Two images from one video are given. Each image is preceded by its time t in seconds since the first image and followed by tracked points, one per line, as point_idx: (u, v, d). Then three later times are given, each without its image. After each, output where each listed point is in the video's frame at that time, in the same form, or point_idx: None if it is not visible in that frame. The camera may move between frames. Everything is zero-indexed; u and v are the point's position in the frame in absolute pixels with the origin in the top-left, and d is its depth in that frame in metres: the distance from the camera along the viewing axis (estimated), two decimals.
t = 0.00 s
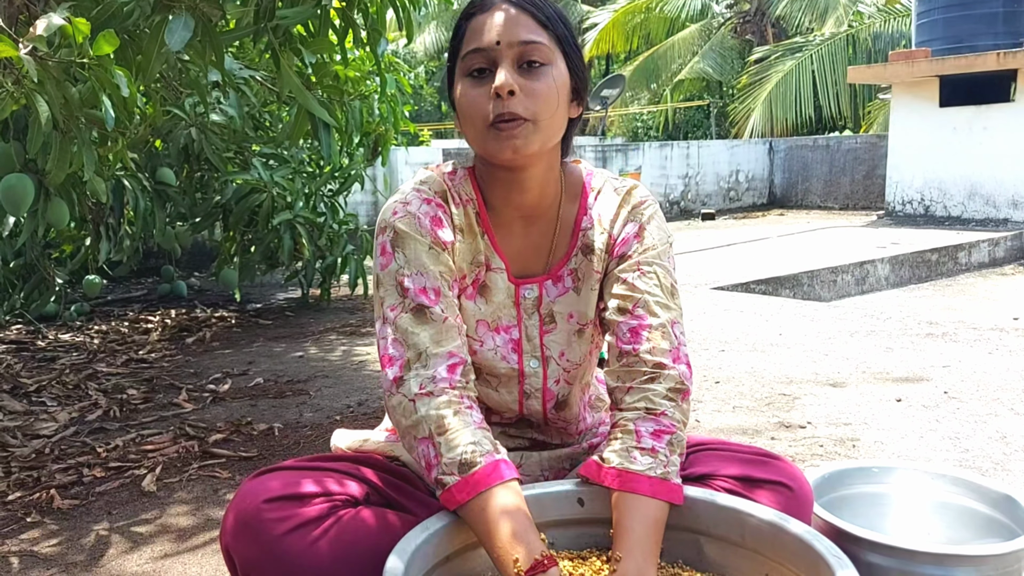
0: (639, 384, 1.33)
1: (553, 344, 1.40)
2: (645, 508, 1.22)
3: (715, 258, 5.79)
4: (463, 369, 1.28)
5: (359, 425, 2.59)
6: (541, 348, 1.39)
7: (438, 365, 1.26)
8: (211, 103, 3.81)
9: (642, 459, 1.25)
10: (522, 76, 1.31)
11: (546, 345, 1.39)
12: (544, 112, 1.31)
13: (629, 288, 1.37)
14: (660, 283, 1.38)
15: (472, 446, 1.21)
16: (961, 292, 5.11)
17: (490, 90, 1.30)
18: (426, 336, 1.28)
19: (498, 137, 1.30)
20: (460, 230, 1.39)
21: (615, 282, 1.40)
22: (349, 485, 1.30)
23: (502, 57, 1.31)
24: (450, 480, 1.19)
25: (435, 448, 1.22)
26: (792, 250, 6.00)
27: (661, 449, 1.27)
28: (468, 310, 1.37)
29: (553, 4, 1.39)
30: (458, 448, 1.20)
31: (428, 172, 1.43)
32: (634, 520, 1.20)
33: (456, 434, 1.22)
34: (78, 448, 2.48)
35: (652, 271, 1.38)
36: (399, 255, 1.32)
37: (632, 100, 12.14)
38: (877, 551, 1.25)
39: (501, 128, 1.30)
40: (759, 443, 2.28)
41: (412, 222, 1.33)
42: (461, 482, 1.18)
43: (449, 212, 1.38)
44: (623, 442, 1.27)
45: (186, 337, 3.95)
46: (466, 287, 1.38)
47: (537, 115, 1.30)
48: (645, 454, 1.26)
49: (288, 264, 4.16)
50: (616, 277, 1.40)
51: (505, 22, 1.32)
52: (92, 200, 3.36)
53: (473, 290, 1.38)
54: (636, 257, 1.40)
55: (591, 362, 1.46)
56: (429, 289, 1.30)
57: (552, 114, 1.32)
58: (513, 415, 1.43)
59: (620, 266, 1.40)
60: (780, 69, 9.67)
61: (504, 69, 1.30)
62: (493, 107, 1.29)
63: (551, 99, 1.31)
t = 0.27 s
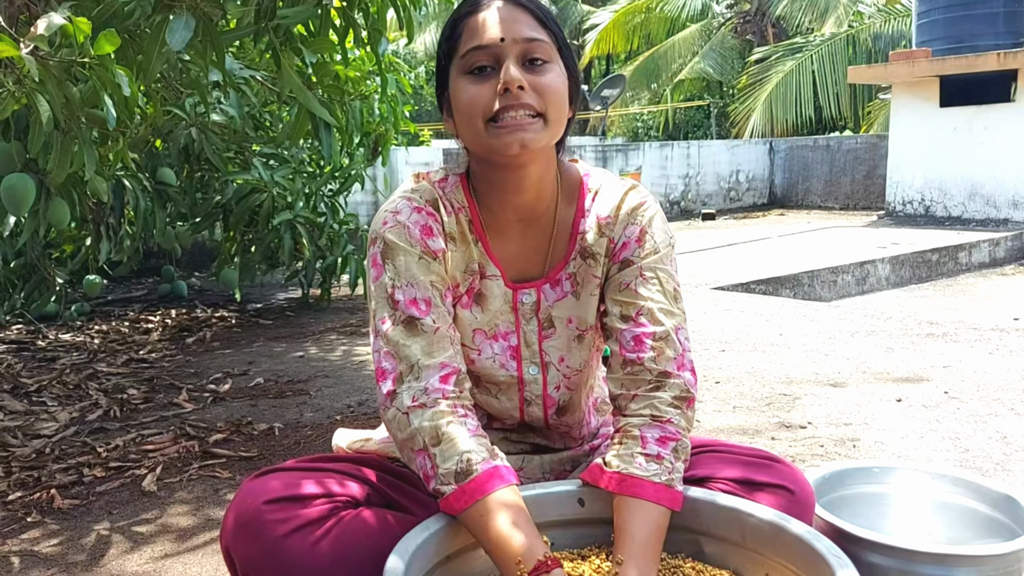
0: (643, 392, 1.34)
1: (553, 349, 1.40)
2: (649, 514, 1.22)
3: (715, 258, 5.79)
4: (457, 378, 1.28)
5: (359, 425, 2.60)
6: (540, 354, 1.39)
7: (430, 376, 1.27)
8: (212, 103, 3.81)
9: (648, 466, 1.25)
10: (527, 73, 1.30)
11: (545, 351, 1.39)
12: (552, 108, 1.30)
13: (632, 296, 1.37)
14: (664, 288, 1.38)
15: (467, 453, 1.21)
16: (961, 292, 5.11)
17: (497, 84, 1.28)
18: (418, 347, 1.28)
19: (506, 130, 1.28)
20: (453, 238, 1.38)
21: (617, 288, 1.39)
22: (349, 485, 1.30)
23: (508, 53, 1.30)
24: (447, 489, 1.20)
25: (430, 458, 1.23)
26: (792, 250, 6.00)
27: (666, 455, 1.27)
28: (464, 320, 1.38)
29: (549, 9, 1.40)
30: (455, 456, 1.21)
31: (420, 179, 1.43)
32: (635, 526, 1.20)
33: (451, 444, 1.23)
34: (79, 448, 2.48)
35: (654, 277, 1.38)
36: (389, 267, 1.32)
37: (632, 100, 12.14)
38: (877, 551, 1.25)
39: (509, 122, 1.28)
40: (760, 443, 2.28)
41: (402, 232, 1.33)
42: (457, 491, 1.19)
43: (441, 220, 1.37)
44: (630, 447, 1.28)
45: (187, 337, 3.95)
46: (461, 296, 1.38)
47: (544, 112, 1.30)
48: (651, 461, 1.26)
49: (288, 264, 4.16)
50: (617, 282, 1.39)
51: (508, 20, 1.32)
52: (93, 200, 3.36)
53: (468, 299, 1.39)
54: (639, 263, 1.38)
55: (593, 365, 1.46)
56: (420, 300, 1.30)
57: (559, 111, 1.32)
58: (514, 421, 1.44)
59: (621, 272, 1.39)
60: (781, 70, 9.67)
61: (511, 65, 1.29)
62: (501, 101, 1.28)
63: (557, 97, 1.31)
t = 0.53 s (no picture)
0: (643, 390, 1.34)
1: (550, 349, 1.40)
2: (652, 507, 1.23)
3: (715, 258, 5.79)
4: (451, 380, 1.28)
5: (360, 425, 2.60)
6: (537, 354, 1.39)
7: (424, 379, 1.26)
8: (212, 102, 3.81)
9: (651, 461, 1.26)
10: (522, 76, 1.30)
11: (542, 350, 1.39)
12: (547, 112, 1.31)
13: (631, 294, 1.37)
14: (661, 287, 1.38)
15: (460, 452, 1.21)
16: (961, 291, 5.11)
17: (492, 88, 1.28)
18: (411, 351, 1.28)
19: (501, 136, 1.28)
20: (448, 240, 1.38)
21: (614, 287, 1.39)
22: (349, 484, 1.30)
23: (505, 56, 1.30)
24: (443, 489, 1.20)
25: (425, 459, 1.23)
26: (792, 249, 6.00)
27: (668, 450, 1.28)
28: (460, 321, 1.38)
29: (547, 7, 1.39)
30: (450, 456, 1.21)
31: (414, 182, 1.43)
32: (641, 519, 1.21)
33: (445, 443, 1.22)
34: (79, 447, 2.48)
35: (651, 275, 1.38)
36: (383, 272, 1.32)
37: (632, 100, 12.14)
38: (878, 551, 1.25)
39: (502, 130, 1.29)
40: (759, 442, 2.28)
41: (395, 236, 1.33)
42: (453, 491, 1.19)
43: (435, 222, 1.37)
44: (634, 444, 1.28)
45: (187, 336, 3.95)
46: (457, 298, 1.38)
47: (539, 116, 1.30)
48: (653, 455, 1.27)
49: (287, 263, 4.16)
50: (614, 282, 1.39)
51: (505, 21, 1.31)
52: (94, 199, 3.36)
53: (465, 301, 1.38)
54: (637, 262, 1.38)
55: (591, 364, 1.46)
56: (414, 304, 1.30)
57: (553, 116, 1.32)
58: (513, 420, 1.44)
59: (619, 271, 1.39)
60: (781, 70, 9.67)
61: (507, 68, 1.29)
62: (496, 105, 1.28)
63: (552, 102, 1.31)
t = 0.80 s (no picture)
0: (647, 386, 1.34)
1: (554, 348, 1.40)
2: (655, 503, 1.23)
3: (716, 256, 5.79)
4: (452, 382, 1.28)
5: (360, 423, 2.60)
6: (542, 353, 1.39)
7: (426, 380, 1.26)
8: (213, 101, 3.80)
9: (653, 457, 1.26)
10: (529, 80, 1.30)
11: (546, 349, 1.39)
12: (553, 118, 1.30)
13: (635, 291, 1.37)
14: (666, 284, 1.38)
15: (460, 451, 1.21)
16: (962, 290, 5.11)
17: (498, 92, 1.28)
18: (413, 353, 1.28)
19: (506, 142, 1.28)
20: (451, 239, 1.38)
21: (619, 284, 1.39)
22: (351, 482, 1.30)
23: (513, 59, 1.29)
24: (444, 486, 1.20)
25: (426, 458, 1.23)
26: (793, 248, 6.00)
27: (670, 448, 1.28)
28: (464, 320, 1.38)
29: (558, 6, 1.38)
30: (451, 454, 1.21)
31: (417, 180, 1.42)
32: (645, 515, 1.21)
33: (445, 442, 1.23)
34: (80, 445, 2.49)
35: (656, 273, 1.38)
36: (385, 273, 1.32)
37: (633, 98, 12.14)
38: (878, 549, 1.25)
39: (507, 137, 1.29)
40: (760, 441, 2.28)
41: (397, 237, 1.33)
42: (455, 486, 1.19)
43: (438, 222, 1.37)
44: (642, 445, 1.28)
45: (188, 335, 3.95)
46: (461, 297, 1.38)
47: (544, 122, 1.30)
48: (656, 453, 1.27)
49: (288, 262, 4.16)
50: (619, 279, 1.39)
51: (514, 22, 1.30)
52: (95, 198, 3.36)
53: (469, 300, 1.39)
54: (642, 259, 1.38)
55: (596, 363, 1.46)
56: (415, 305, 1.30)
57: (559, 123, 1.32)
58: (518, 419, 1.44)
59: (623, 268, 1.39)
60: (781, 69, 9.66)
61: (514, 71, 1.28)
62: (501, 109, 1.28)
63: (558, 109, 1.31)
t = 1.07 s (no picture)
0: (645, 391, 1.34)
1: (559, 350, 1.40)
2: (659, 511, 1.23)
3: (717, 256, 5.79)
4: (460, 379, 1.28)
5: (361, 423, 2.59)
6: (546, 355, 1.39)
7: (432, 379, 1.27)
8: (213, 100, 3.80)
9: (655, 466, 1.26)
10: (532, 89, 1.29)
11: (551, 351, 1.39)
12: (556, 127, 1.30)
13: (635, 293, 1.36)
14: (666, 285, 1.37)
15: (465, 451, 1.21)
16: (963, 290, 5.10)
17: (500, 103, 1.27)
18: (421, 350, 1.28)
19: (508, 153, 1.28)
20: (462, 235, 1.37)
21: (620, 285, 1.38)
22: (352, 482, 1.30)
23: (514, 68, 1.29)
24: (445, 488, 1.21)
25: (428, 457, 1.24)
26: (793, 248, 6.00)
27: (673, 455, 1.28)
28: (472, 318, 1.38)
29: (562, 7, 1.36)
30: (454, 455, 1.21)
31: (429, 173, 1.42)
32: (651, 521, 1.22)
33: (450, 443, 1.23)
34: (80, 445, 2.49)
35: (656, 274, 1.37)
36: (395, 264, 1.32)
37: (633, 98, 12.14)
38: (879, 549, 1.25)
39: (511, 145, 1.28)
40: (760, 441, 2.28)
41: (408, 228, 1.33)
42: (454, 490, 1.19)
43: (449, 215, 1.37)
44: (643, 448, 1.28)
45: (188, 334, 3.95)
46: (469, 295, 1.38)
47: (547, 132, 1.29)
48: (659, 460, 1.27)
49: (288, 261, 4.16)
50: (620, 280, 1.38)
51: (515, 29, 1.29)
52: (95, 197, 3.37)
53: (476, 298, 1.39)
54: (642, 260, 1.37)
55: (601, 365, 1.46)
56: (425, 300, 1.30)
57: (563, 130, 1.31)
58: (521, 422, 1.44)
59: (624, 269, 1.38)
60: (781, 68, 9.66)
61: (515, 82, 1.28)
62: (504, 121, 1.27)
63: (561, 116, 1.30)
